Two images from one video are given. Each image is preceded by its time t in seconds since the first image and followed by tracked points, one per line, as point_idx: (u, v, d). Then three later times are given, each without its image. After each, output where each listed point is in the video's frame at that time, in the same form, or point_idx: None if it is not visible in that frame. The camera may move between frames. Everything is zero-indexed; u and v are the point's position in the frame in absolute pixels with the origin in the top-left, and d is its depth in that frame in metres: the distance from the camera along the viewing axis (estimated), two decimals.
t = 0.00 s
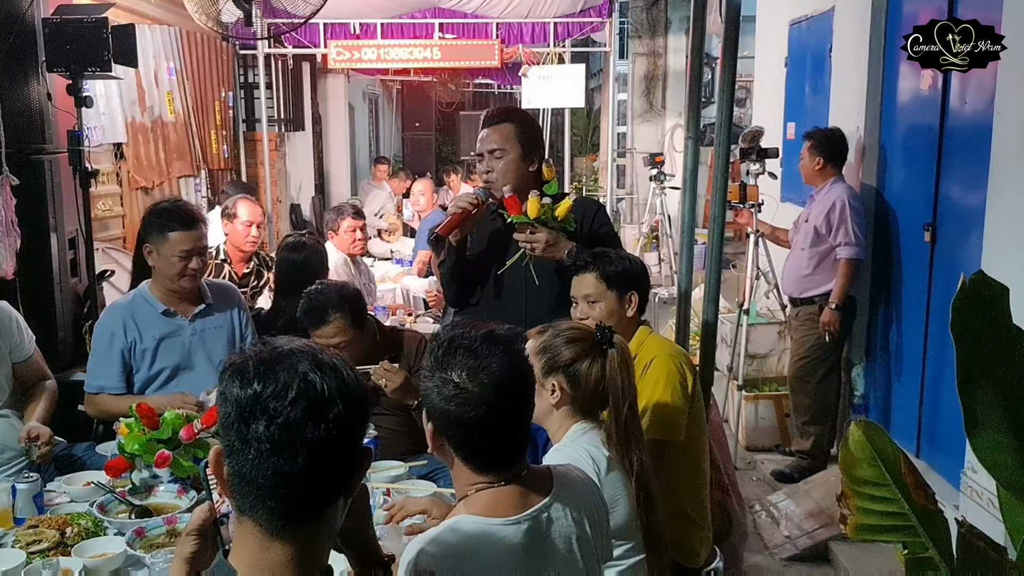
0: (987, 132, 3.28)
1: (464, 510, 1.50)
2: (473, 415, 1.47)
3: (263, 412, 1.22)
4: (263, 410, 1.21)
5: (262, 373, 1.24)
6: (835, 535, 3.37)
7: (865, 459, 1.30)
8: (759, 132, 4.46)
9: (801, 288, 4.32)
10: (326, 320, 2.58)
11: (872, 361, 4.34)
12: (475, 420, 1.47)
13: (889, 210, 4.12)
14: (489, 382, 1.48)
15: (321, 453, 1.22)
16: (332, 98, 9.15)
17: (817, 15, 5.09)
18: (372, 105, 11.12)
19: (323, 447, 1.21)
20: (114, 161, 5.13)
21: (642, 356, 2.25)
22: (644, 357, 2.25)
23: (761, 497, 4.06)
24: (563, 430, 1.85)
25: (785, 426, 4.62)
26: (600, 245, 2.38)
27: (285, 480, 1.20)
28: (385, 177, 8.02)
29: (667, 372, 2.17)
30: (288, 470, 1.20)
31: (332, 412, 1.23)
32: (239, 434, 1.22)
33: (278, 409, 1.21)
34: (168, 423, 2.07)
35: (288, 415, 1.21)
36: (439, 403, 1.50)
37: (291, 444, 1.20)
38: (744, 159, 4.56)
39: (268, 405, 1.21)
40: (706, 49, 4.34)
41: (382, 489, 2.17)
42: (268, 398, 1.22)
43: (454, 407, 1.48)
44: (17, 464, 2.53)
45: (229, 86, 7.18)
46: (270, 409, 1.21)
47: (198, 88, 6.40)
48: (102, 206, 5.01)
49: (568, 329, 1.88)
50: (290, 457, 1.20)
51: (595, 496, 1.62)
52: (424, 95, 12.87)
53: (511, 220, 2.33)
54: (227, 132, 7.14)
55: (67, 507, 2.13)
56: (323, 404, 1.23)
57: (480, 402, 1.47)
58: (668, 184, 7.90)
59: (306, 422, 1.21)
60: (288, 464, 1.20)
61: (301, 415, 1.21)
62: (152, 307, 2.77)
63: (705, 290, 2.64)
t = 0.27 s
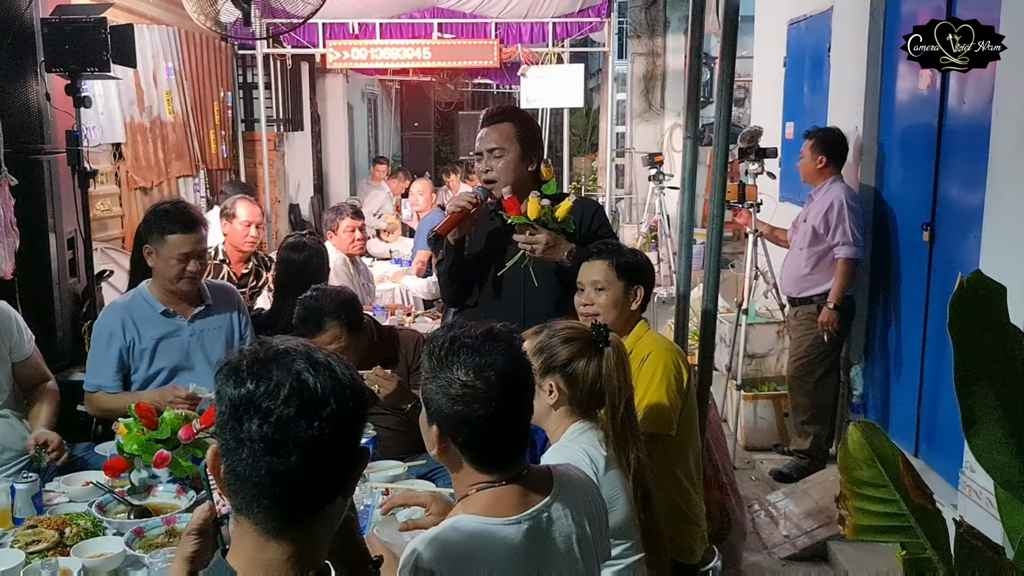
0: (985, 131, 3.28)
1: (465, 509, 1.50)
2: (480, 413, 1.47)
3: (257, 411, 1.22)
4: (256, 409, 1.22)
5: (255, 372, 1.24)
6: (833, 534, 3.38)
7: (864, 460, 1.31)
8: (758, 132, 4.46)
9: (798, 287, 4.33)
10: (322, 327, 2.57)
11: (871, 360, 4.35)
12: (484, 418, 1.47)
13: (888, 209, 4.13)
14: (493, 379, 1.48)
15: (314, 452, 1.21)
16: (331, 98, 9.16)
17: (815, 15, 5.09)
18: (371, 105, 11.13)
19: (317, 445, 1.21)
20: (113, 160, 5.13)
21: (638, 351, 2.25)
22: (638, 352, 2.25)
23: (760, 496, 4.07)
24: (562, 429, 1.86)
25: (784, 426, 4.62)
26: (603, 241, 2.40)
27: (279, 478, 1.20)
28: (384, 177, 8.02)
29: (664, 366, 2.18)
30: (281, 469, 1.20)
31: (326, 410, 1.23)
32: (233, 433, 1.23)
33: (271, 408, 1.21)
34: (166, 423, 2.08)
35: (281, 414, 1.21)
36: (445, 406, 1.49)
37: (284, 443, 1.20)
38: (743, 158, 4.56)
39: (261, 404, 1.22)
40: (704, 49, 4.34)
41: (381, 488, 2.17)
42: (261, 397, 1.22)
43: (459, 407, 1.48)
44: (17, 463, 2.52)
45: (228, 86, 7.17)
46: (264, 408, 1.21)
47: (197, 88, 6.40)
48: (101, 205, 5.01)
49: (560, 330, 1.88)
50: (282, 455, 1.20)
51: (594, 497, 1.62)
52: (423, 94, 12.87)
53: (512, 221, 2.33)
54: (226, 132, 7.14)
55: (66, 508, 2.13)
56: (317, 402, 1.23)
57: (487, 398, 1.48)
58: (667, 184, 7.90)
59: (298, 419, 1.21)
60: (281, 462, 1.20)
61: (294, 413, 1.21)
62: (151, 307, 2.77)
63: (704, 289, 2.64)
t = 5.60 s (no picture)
0: (992, 126, 3.26)
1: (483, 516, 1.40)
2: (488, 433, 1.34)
3: (274, 417, 1.19)
4: (275, 416, 1.19)
5: (273, 377, 1.20)
6: (841, 531, 3.36)
7: (890, 461, 1.30)
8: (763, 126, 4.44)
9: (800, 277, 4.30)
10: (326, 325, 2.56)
11: (876, 355, 4.33)
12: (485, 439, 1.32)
13: (892, 205, 4.13)
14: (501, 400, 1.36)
15: (333, 458, 1.22)
16: (334, 95, 9.15)
17: (820, 9, 5.07)
18: (374, 102, 11.12)
19: (335, 452, 1.22)
20: (116, 158, 5.12)
21: (663, 364, 2.09)
22: (670, 368, 2.07)
23: (766, 493, 4.05)
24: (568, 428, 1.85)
25: (789, 422, 4.60)
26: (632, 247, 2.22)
27: (297, 487, 1.19)
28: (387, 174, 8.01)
29: (698, 387, 2.02)
30: (300, 477, 1.19)
31: (343, 415, 1.23)
32: (249, 440, 1.19)
33: (293, 416, 1.19)
34: (172, 421, 2.08)
35: (302, 423, 1.19)
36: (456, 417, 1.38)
37: (304, 451, 1.19)
38: (748, 153, 4.54)
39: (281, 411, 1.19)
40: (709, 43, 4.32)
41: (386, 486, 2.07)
42: (281, 405, 1.19)
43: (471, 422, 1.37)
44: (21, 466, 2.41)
45: (230, 83, 7.17)
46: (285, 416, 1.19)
47: (199, 85, 6.39)
48: (104, 204, 5.01)
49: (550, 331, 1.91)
50: (302, 464, 1.19)
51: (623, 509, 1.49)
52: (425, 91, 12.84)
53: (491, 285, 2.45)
54: (229, 129, 7.13)
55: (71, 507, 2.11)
56: (336, 409, 1.22)
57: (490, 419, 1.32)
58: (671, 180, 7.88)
59: (320, 429, 1.20)
60: (300, 470, 1.19)
61: (314, 422, 1.20)
62: (157, 307, 2.76)
63: (710, 285, 2.63)
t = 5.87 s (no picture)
0: (993, 126, 3.26)
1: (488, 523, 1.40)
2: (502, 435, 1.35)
3: (276, 420, 1.19)
4: (277, 419, 1.19)
5: (274, 380, 1.20)
6: (841, 531, 3.37)
7: (871, 461, 1.30)
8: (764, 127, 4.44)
9: (801, 277, 4.30)
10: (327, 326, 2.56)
11: (877, 356, 4.33)
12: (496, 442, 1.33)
13: (893, 205, 4.12)
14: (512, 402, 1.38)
15: (335, 460, 1.22)
16: (334, 95, 9.15)
17: (820, 10, 5.07)
18: (375, 103, 11.12)
19: (338, 455, 1.22)
20: (117, 159, 5.12)
21: (663, 366, 2.09)
22: (669, 370, 2.07)
23: (767, 493, 4.05)
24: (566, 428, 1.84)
25: (789, 422, 4.60)
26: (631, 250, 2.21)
27: (300, 488, 1.20)
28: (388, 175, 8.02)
29: (698, 386, 2.02)
30: (302, 480, 1.19)
31: (345, 417, 1.23)
32: (252, 443, 1.19)
33: (295, 419, 1.19)
34: (173, 422, 2.08)
35: (304, 425, 1.19)
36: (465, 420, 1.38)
37: (307, 454, 1.19)
38: (749, 153, 4.54)
39: (283, 414, 1.19)
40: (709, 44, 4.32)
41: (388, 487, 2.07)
42: (284, 408, 1.19)
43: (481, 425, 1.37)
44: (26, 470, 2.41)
45: (231, 84, 7.17)
46: (287, 418, 1.19)
47: (200, 85, 6.39)
48: (105, 204, 5.01)
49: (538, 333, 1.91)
50: (304, 467, 1.19)
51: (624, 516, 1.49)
52: (426, 91, 12.84)
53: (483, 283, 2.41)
54: (230, 130, 7.13)
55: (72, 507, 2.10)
56: (338, 412, 1.22)
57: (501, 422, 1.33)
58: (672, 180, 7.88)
59: (322, 432, 1.20)
60: (303, 472, 1.19)
61: (317, 425, 1.20)
62: (157, 307, 2.76)
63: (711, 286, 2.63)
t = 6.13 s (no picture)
0: (995, 127, 3.26)
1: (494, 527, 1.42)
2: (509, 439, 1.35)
3: (281, 420, 1.19)
4: (281, 419, 1.19)
5: (278, 380, 1.21)
6: (843, 531, 3.37)
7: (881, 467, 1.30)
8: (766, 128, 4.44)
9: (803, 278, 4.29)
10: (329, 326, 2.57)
11: (880, 356, 4.33)
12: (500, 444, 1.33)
13: (895, 206, 4.12)
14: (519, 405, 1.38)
15: (339, 461, 1.22)
16: (337, 96, 9.16)
17: (822, 10, 5.07)
18: (377, 104, 11.13)
19: (342, 455, 1.22)
20: (119, 160, 5.13)
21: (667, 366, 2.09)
22: (672, 370, 2.07)
23: (769, 493, 4.05)
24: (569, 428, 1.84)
25: (792, 423, 4.60)
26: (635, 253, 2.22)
27: (304, 489, 1.20)
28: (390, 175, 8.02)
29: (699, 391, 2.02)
30: (307, 480, 1.19)
31: (350, 417, 1.23)
32: (256, 443, 1.19)
33: (299, 419, 1.19)
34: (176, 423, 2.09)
35: (308, 425, 1.19)
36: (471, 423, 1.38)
37: (312, 454, 1.20)
38: (751, 154, 4.53)
39: (288, 414, 1.19)
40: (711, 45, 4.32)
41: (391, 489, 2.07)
42: (288, 408, 1.19)
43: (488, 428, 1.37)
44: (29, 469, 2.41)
45: (234, 84, 7.18)
46: (291, 418, 1.19)
47: (203, 86, 6.40)
48: (108, 204, 5.01)
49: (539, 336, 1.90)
50: (308, 467, 1.19)
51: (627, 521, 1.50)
52: (428, 92, 12.85)
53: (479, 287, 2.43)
54: (233, 130, 7.14)
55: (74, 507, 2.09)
56: (342, 412, 1.22)
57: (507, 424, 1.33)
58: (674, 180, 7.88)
59: (326, 432, 1.21)
60: (307, 472, 1.19)
61: (321, 425, 1.20)
62: (160, 308, 2.77)
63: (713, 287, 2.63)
